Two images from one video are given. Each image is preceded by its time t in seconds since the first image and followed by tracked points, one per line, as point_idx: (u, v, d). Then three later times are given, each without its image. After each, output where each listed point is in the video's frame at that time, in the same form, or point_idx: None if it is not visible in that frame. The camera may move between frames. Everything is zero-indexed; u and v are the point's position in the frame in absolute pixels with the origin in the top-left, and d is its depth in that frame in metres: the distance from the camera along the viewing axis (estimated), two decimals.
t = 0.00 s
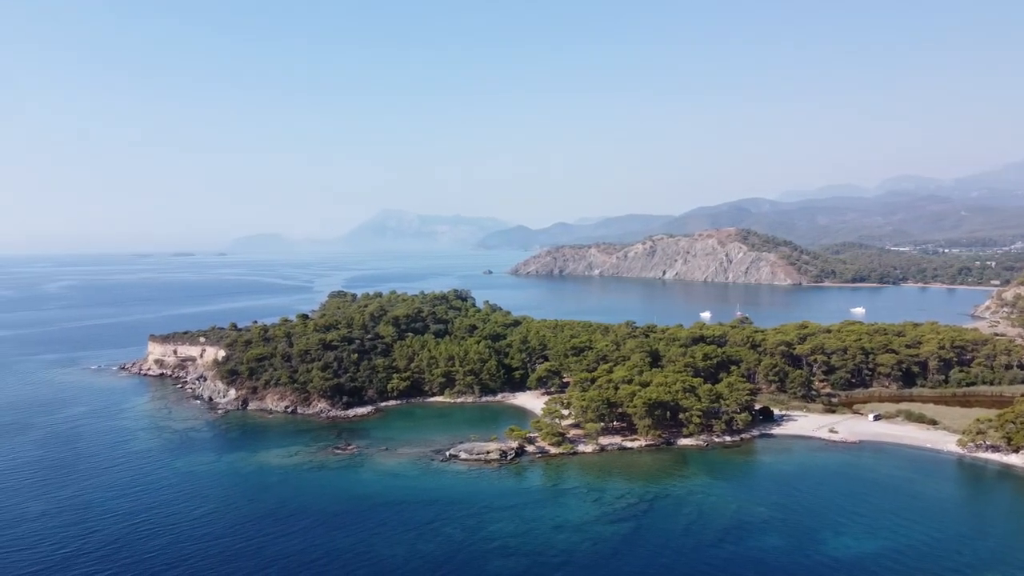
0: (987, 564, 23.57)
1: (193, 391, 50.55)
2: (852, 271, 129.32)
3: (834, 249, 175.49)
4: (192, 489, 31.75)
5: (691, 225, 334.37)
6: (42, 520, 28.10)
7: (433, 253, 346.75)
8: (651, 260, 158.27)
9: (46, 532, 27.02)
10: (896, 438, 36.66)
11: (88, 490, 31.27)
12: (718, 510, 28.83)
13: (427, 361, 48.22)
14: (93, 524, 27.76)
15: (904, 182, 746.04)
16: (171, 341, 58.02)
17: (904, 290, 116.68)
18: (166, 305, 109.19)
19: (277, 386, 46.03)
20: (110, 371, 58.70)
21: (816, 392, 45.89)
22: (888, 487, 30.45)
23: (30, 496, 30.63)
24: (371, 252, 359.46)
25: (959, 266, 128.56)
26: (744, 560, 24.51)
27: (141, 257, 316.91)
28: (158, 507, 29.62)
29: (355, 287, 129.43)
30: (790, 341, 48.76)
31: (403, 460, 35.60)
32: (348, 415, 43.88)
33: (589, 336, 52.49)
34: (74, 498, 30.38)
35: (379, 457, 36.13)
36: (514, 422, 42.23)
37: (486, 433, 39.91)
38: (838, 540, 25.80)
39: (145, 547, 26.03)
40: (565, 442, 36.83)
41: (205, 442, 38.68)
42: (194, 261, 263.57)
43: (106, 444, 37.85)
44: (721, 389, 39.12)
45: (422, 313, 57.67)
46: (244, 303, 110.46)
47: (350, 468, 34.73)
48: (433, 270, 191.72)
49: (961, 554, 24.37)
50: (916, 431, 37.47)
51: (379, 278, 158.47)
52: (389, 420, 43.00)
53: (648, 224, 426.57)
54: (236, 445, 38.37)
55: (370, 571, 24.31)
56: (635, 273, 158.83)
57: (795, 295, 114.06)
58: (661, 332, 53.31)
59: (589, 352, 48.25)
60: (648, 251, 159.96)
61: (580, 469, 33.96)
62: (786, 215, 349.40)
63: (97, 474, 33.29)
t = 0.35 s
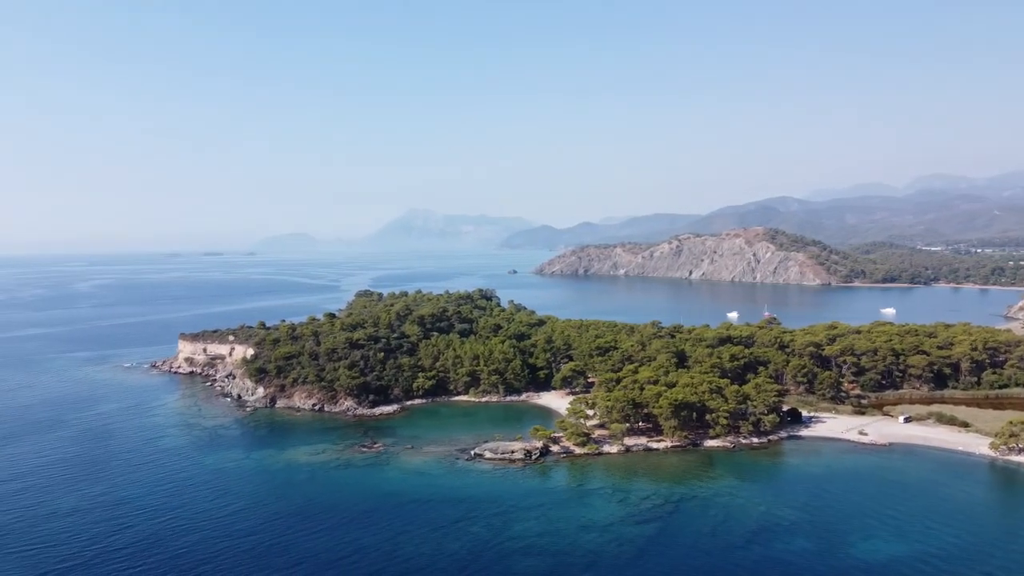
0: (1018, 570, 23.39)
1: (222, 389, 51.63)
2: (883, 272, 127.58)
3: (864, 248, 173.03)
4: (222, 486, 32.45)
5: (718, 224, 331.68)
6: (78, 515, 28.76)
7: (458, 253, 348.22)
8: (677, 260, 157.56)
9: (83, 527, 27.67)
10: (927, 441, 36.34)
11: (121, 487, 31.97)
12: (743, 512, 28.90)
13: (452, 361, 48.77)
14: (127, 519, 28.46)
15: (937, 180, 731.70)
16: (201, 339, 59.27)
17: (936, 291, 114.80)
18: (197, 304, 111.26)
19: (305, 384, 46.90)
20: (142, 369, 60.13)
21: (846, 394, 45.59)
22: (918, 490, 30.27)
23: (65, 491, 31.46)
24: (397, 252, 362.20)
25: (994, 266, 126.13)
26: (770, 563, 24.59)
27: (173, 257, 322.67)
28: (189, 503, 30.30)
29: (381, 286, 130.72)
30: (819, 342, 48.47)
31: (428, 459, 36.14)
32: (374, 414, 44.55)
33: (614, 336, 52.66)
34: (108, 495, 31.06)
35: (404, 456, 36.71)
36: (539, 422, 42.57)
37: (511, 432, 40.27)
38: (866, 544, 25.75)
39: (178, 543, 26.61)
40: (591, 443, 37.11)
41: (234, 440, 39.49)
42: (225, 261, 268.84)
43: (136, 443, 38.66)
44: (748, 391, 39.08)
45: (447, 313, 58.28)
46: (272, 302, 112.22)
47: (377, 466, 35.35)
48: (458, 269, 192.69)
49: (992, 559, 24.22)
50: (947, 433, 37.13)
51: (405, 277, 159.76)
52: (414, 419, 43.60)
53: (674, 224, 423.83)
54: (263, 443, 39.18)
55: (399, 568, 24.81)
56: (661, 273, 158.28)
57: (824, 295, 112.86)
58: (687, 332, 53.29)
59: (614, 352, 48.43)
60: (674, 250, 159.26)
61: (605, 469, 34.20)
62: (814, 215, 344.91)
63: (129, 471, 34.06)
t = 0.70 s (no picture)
0: None
1: (251, 387, 52.78)
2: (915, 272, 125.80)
3: (896, 248, 170.46)
4: (250, 484, 33.22)
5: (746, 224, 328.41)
6: (110, 512, 29.57)
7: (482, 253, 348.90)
8: (704, 259, 156.72)
9: (114, 523, 28.46)
10: (960, 444, 36.03)
11: (150, 484, 32.78)
12: (771, 514, 29.01)
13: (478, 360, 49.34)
14: (159, 516, 29.28)
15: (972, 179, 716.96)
16: (231, 338, 60.54)
17: (970, 292, 112.89)
18: (227, 302, 113.08)
19: (332, 383, 47.79)
20: (173, 367, 61.48)
21: (876, 395, 45.26)
22: (949, 495, 30.11)
23: (98, 487, 32.37)
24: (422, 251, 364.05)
25: None
26: (798, 566, 24.72)
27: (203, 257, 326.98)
28: (218, 501, 31.10)
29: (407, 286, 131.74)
30: (849, 343, 48.12)
31: (454, 457, 36.71)
32: (401, 412, 45.26)
33: (640, 336, 52.81)
34: (138, 491, 31.88)
35: (430, 454, 37.34)
36: (564, 422, 42.93)
37: (536, 432, 40.71)
38: (896, 549, 25.76)
39: (208, 540, 27.35)
40: (616, 443, 37.39)
41: (262, 438, 40.33)
42: (253, 260, 272.33)
43: (165, 440, 39.59)
44: (776, 392, 39.02)
45: (473, 312, 58.89)
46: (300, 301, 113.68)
47: (403, 464, 35.99)
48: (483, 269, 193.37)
49: None
50: (981, 437, 36.76)
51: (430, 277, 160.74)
52: (440, 418, 44.22)
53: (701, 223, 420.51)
54: (290, 441, 39.98)
55: (427, 566, 25.35)
56: (688, 273, 157.56)
57: (853, 295, 111.60)
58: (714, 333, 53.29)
59: (640, 352, 48.63)
60: (701, 250, 158.39)
61: (631, 470, 34.47)
62: (845, 214, 340.16)
63: (160, 468, 34.96)
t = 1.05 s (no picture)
0: None
1: (283, 384, 54.18)
2: (951, 273, 123.75)
3: (932, 248, 167.47)
4: (280, 482, 34.27)
5: (778, 223, 324.82)
6: (145, 508, 30.72)
7: (510, 252, 349.56)
8: (734, 259, 155.77)
9: (149, 520, 29.58)
10: (996, 449, 35.86)
11: (184, 481, 33.98)
12: (802, 518, 29.28)
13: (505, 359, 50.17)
14: (193, 512, 30.40)
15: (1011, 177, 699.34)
16: (263, 336, 62.12)
17: (1009, 293, 110.78)
18: (259, 302, 115.21)
19: (361, 381, 48.93)
20: (207, 365, 63.20)
21: (911, 397, 45.06)
22: (984, 501, 30.10)
23: (134, 483, 33.66)
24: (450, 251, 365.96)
25: None
26: (828, 570, 25.04)
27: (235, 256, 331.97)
28: (249, 498, 32.17)
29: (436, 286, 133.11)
30: (883, 344, 47.90)
31: (481, 456, 37.53)
32: (428, 411, 46.20)
33: (668, 336, 53.12)
34: (171, 488, 33.07)
35: (458, 452, 38.20)
36: (592, 422, 43.48)
37: (564, 432, 41.37)
38: (929, 555, 25.95)
39: (239, 536, 28.36)
40: (645, 444, 37.88)
41: (293, 436, 41.47)
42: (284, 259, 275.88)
43: (198, 437, 40.92)
44: (809, 393, 39.14)
45: (501, 312, 59.71)
46: (330, 300, 115.45)
47: (432, 462, 36.89)
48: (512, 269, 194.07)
49: None
50: (1018, 441, 36.54)
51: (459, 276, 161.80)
52: (468, 416, 45.08)
53: (731, 223, 416.47)
54: (320, 438, 41.10)
55: (459, 565, 26.15)
56: (718, 273, 156.80)
57: (888, 296, 110.22)
58: (745, 333, 53.38)
59: (669, 353, 48.96)
60: (732, 250, 157.47)
61: (660, 471, 34.94)
62: (880, 213, 334.41)
63: (194, 465, 36.20)
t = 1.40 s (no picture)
0: None
1: (319, 382, 56.05)
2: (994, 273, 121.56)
3: (975, 248, 164.15)
4: (315, 480, 35.61)
5: (815, 223, 320.33)
6: (185, 504, 32.07)
7: (542, 252, 350.08)
8: (771, 259, 154.75)
9: (190, 515, 31.00)
10: None
11: (223, 478, 35.50)
12: (838, 522, 29.93)
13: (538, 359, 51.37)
14: (232, 508, 31.84)
15: None
16: (299, 335, 64.16)
17: None
18: (296, 301, 117.77)
19: (394, 379, 50.53)
20: (245, 362, 65.38)
21: (952, 400, 45.17)
22: None
23: (176, 479, 35.25)
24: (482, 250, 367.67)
25: None
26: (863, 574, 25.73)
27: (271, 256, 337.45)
28: (286, 496, 33.56)
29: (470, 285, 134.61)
30: (923, 346, 47.96)
31: (513, 456, 38.78)
32: (460, 410, 47.54)
33: (703, 337, 53.73)
34: (209, 486, 34.42)
35: (490, 452, 39.50)
36: (625, 423, 44.41)
37: (595, 432, 42.39)
38: (966, 562, 26.48)
39: (276, 532, 29.71)
40: (679, 446, 38.75)
41: (329, 435, 42.92)
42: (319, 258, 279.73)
43: (234, 436, 42.43)
44: (846, 396, 39.64)
45: (533, 312, 60.90)
46: (365, 300, 117.54)
47: (465, 461, 38.22)
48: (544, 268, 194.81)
49: None
50: None
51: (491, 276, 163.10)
52: (500, 416, 46.37)
53: (767, 222, 411.45)
54: (354, 437, 42.53)
55: (497, 563, 27.36)
56: (753, 273, 155.97)
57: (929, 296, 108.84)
58: (782, 335, 53.71)
59: (703, 354, 49.60)
60: (768, 250, 156.47)
61: (694, 473, 35.80)
62: (921, 212, 327.61)
63: (232, 463, 37.76)
